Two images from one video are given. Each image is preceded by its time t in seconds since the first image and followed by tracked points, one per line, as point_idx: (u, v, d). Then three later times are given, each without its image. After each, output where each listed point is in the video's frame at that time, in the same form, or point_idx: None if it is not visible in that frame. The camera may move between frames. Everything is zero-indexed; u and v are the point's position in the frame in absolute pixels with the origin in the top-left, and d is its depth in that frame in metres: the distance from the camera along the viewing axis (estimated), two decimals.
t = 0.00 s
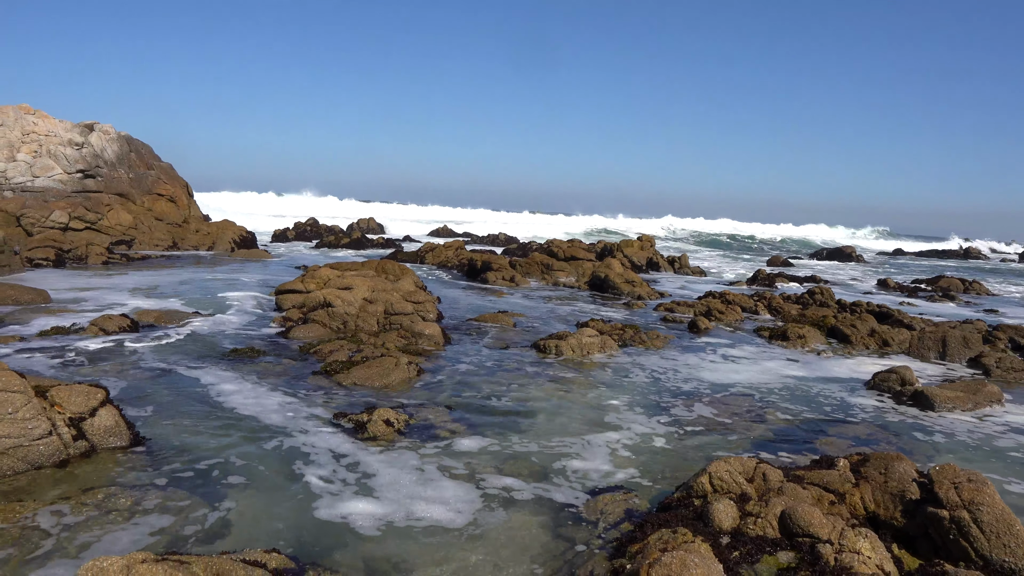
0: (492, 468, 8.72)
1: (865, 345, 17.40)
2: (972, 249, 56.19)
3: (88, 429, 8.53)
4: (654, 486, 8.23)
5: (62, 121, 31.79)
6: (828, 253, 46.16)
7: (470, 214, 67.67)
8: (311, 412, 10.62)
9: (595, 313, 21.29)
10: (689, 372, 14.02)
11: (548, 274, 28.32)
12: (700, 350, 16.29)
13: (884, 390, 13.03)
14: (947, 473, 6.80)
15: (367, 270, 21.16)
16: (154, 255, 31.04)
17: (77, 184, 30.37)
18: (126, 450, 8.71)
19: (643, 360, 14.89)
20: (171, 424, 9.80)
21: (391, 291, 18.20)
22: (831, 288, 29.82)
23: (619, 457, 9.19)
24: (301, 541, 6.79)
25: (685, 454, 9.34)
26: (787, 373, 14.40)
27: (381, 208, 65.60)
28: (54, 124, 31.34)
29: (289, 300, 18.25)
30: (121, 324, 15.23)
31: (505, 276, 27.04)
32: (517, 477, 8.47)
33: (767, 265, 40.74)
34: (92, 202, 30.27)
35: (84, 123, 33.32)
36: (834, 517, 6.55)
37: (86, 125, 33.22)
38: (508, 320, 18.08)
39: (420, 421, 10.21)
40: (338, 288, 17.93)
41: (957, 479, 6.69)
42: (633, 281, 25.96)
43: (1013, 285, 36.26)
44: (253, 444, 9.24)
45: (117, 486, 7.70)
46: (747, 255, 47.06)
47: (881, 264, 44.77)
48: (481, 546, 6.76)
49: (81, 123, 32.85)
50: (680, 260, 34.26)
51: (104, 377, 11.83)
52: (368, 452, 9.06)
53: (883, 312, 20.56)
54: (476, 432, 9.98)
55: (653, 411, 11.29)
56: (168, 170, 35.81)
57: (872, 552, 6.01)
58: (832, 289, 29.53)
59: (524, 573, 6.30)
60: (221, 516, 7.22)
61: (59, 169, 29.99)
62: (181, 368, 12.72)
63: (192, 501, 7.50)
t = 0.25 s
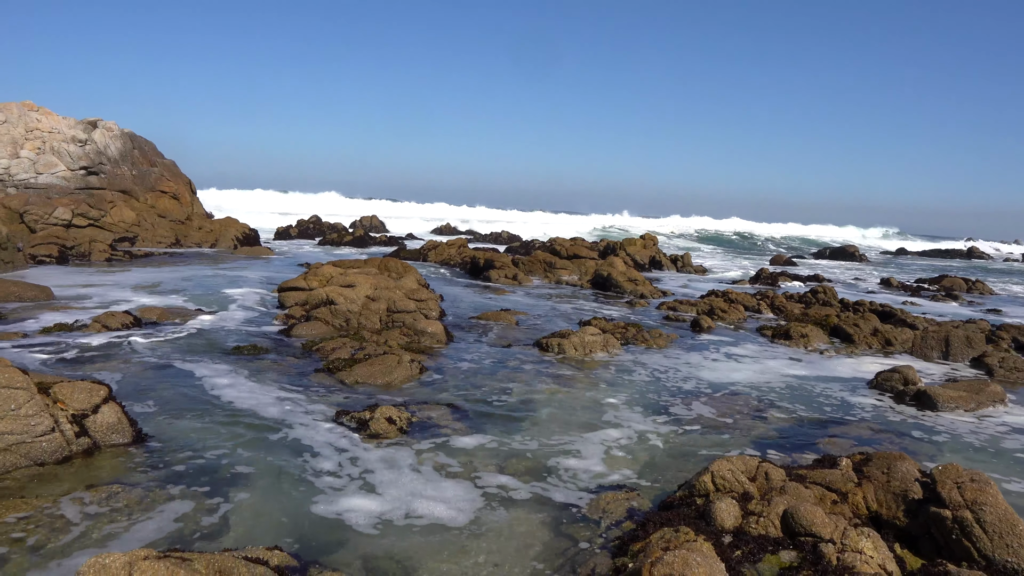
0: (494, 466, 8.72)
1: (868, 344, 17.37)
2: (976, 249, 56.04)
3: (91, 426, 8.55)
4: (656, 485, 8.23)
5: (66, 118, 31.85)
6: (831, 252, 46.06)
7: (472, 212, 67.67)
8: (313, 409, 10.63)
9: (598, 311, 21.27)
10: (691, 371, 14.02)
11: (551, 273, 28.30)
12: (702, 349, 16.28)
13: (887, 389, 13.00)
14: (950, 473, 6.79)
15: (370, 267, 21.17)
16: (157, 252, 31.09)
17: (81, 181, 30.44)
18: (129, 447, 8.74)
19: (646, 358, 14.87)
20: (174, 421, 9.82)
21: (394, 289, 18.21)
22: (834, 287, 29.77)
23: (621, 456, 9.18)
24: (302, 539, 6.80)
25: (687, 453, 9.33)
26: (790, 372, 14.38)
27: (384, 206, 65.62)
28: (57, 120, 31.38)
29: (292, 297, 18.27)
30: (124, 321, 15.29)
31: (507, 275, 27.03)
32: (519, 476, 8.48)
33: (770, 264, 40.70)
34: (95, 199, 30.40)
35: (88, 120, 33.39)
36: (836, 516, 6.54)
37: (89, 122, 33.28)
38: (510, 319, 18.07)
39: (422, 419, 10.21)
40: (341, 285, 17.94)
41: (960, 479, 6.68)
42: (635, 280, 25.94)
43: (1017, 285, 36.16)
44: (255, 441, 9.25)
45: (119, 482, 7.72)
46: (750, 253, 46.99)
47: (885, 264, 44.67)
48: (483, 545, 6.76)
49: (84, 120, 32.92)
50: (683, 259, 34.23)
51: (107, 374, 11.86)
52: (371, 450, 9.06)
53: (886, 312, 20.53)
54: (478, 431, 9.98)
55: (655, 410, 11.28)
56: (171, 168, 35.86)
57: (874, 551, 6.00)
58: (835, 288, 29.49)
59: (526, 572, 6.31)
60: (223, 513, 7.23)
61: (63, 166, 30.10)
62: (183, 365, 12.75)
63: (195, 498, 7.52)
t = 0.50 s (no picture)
0: (496, 466, 8.73)
1: (870, 345, 17.35)
2: (979, 250, 55.96)
3: (93, 424, 8.57)
4: (657, 485, 8.23)
5: (69, 117, 31.82)
6: (834, 252, 46.01)
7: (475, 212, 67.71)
8: (315, 408, 10.65)
9: (600, 311, 21.28)
10: (693, 371, 14.01)
11: (554, 272, 28.31)
12: (704, 349, 16.28)
13: (889, 390, 12.99)
14: (952, 474, 6.78)
15: (372, 267, 21.20)
16: (160, 250, 31.16)
17: (84, 179, 30.48)
18: (131, 446, 8.76)
19: (648, 359, 14.87)
20: (176, 419, 9.85)
21: (396, 289, 18.23)
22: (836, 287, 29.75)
23: (622, 456, 9.19)
24: (304, 538, 6.81)
25: (688, 454, 9.34)
26: (792, 373, 14.37)
27: (387, 205, 65.67)
28: (60, 119, 31.33)
29: (294, 296, 18.29)
30: (126, 319, 15.35)
31: (510, 274, 27.04)
32: (521, 475, 8.49)
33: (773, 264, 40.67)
34: (98, 197, 30.50)
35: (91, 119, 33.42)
36: (838, 517, 6.55)
37: (92, 120, 33.32)
38: (512, 318, 18.07)
39: (424, 419, 10.22)
40: (343, 284, 17.97)
41: (962, 480, 6.68)
42: (637, 280, 25.95)
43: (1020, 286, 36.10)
44: (257, 440, 9.27)
45: (121, 481, 7.74)
46: (753, 254, 46.96)
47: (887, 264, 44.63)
48: (484, 545, 6.77)
49: (88, 118, 32.96)
50: (685, 259, 34.23)
51: (110, 372, 11.89)
52: (372, 449, 9.08)
53: (888, 312, 20.51)
54: (479, 430, 9.99)
55: (657, 410, 11.28)
56: (174, 166, 35.93)
57: (876, 552, 6.00)
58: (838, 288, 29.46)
59: (527, 572, 6.31)
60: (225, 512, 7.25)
61: (66, 165, 30.12)
62: (186, 364, 12.77)
63: (197, 497, 7.54)
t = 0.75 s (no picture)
0: (497, 466, 8.73)
1: (872, 346, 17.33)
2: (981, 251, 55.91)
3: (95, 423, 8.58)
4: (658, 486, 8.22)
5: (71, 115, 31.60)
6: (836, 252, 45.97)
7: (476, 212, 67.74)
8: (317, 407, 10.66)
9: (602, 311, 21.27)
10: (694, 371, 14.01)
11: (555, 272, 28.31)
12: (705, 349, 16.27)
13: (891, 392, 12.98)
14: (953, 475, 6.78)
15: (374, 266, 21.22)
16: (162, 249, 31.20)
17: (86, 177, 30.42)
18: (131, 444, 8.77)
19: (649, 359, 14.87)
20: (178, 418, 9.86)
21: (398, 288, 18.23)
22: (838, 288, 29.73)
23: (624, 456, 9.19)
24: (305, 537, 6.82)
25: (690, 455, 9.33)
26: (794, 374, 14.35)
27: (389, 205, 65.73)
28: (63, 117, 31.10)
29: (296, 295, 18.30)
30: (128, 317, 15.37)
31: (511, 274, 27.04)
32: (523, 476, 8.48)
33: (774, 265, 40.66)
34: (100, 196, 30.53)
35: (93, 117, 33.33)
36: (839, 518, 6.55)
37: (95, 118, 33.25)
38: (514, 318, 18.06)
39: (426, 418, 10.22)
40: (345, 284, 17.97)
41: (964, 482, 6.67)
42: (639, 280, 25.95)
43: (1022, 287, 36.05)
44: (259, 439, 9.28)
45: (122, 480, 7.74)
46: (754, 254, 46.94)
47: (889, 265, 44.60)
48: (485, 546, 6.76)
49: (90, 116, 32.88)
50: (687, 259, 34.22)
51: (111, 371, 11.90)
52: (374, 448, 9.09)
53: (890, 313, 20.51)
54: (481, 430, 9.99)
55: (659, 411, 11.29)
56: (176, 165, 35.94)
57: (876, 554, 6.00)
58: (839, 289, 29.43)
59: (528, 572, 6.33)
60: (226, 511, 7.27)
61: (68, 163, 30.02)
62: (187, 362, 12.78)
63: (198, 495, 7.56)
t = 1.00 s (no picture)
0: (497, 470, 8.72)
1: (873, 349, 17.33)
2: (981, 254, 55.91)
3: (95, 425, 8.58)
4: (659, 490, 8.22)
5: (73, 117, 31.73)
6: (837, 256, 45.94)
7: (477, 215, 67.80)
8: (317, 410, 10.65)
9: (602, 314, 21.27)
10: (694, 375, 14.01)
11: (556, 275, 28.32)
12: (706, 352, 16.27)
13: (891, 395, 12.98)
14: (954, 479, 6.78)
15: (374, 268, 21.24)
16: (162, 251, 31.23)
17: (87, 179, 30.48)
18: (132, 447, 8.77)
19: (650, 362, 14.87)
20: (178, 420, 9.87)
21: (399, 290, 18.24)
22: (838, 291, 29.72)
23: (624, 460, 9.18)
24: (305, 541, 6.82)
25: (690, 458, 9.33)
26: (794, 377, 14.35)
27: (389, 208, 65.78)
28: (64, 119, 31.24)
29: (297, 297, 18.32)
30: (128, 319, 15.38)
31: (512, 277, 27.06)
32: (523, 480, 8.47)
33: (775, 268, 40.65)
34: (101, 198, 30.59)
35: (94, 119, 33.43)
36: (840, 521, 6.55)
37: (96, 120, 33.35)
38: (514, 321, 18.07)
39: (426, 421, 10.22)
40: (346, 286, 17.98)
41: (964, 486, 6.67)
42: (640, 283, 25.95)
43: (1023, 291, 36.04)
44: (260, 442, 9.28)
45: (122, 482, 7.74)
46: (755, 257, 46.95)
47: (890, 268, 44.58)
48: (484, 550, 6.74)
49: (91, 118, 32.97)
50: (688, 262, 34.23)
51: (112, 373, 11.91)
52: (374, 451, 9.09)
53: (891, 317, 20.50)
54: (481, 433, 9.99)
55: (659, 414, 11.29)
56: (177, 167, 36.01)
57: (877, 557, 5.99)
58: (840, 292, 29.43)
59: None
60: (226, 514, 7.27)
61: (69, 165, 30.08)
62: (188, 365, 12.80)
63: (199, 498, 7.56)
